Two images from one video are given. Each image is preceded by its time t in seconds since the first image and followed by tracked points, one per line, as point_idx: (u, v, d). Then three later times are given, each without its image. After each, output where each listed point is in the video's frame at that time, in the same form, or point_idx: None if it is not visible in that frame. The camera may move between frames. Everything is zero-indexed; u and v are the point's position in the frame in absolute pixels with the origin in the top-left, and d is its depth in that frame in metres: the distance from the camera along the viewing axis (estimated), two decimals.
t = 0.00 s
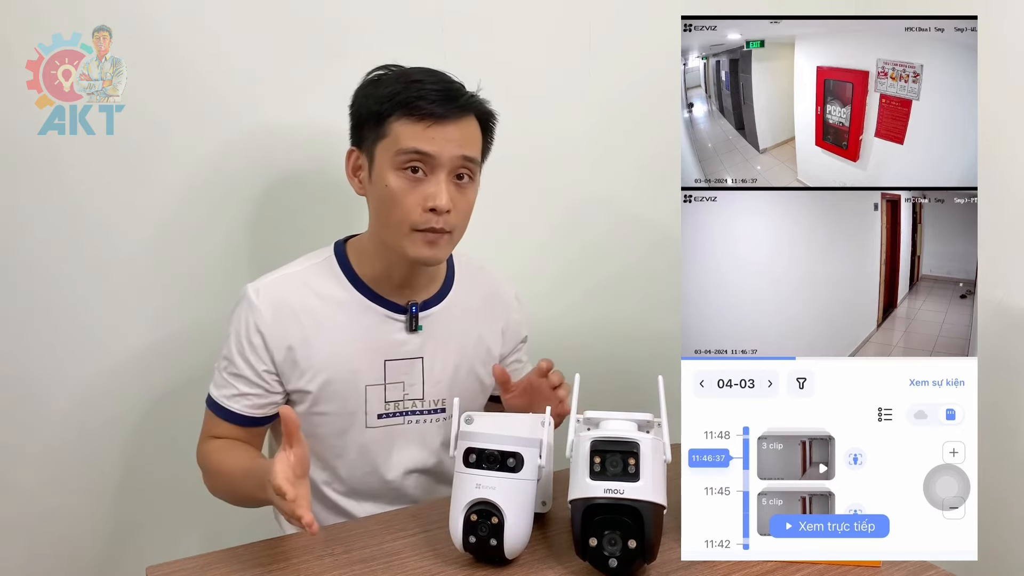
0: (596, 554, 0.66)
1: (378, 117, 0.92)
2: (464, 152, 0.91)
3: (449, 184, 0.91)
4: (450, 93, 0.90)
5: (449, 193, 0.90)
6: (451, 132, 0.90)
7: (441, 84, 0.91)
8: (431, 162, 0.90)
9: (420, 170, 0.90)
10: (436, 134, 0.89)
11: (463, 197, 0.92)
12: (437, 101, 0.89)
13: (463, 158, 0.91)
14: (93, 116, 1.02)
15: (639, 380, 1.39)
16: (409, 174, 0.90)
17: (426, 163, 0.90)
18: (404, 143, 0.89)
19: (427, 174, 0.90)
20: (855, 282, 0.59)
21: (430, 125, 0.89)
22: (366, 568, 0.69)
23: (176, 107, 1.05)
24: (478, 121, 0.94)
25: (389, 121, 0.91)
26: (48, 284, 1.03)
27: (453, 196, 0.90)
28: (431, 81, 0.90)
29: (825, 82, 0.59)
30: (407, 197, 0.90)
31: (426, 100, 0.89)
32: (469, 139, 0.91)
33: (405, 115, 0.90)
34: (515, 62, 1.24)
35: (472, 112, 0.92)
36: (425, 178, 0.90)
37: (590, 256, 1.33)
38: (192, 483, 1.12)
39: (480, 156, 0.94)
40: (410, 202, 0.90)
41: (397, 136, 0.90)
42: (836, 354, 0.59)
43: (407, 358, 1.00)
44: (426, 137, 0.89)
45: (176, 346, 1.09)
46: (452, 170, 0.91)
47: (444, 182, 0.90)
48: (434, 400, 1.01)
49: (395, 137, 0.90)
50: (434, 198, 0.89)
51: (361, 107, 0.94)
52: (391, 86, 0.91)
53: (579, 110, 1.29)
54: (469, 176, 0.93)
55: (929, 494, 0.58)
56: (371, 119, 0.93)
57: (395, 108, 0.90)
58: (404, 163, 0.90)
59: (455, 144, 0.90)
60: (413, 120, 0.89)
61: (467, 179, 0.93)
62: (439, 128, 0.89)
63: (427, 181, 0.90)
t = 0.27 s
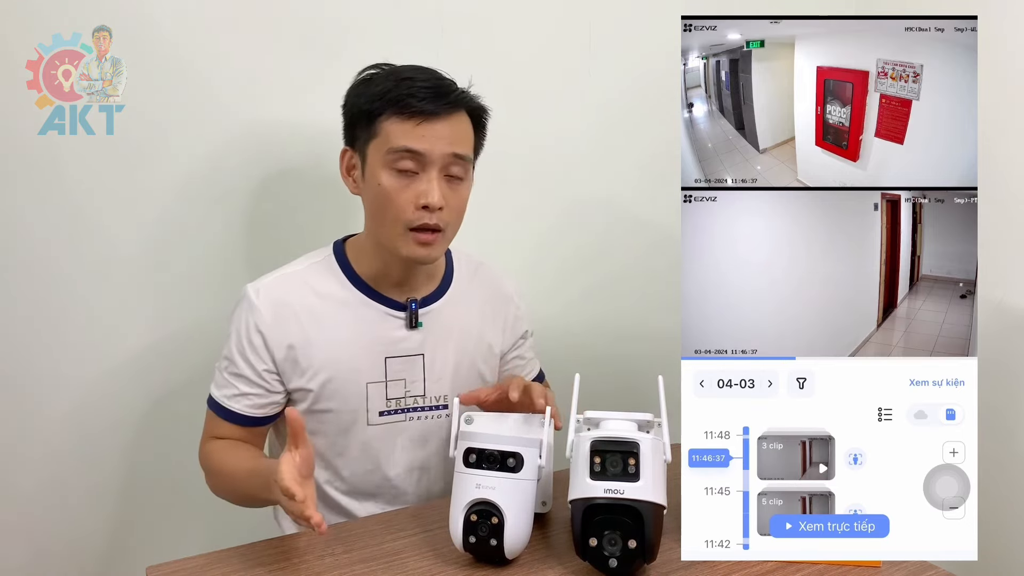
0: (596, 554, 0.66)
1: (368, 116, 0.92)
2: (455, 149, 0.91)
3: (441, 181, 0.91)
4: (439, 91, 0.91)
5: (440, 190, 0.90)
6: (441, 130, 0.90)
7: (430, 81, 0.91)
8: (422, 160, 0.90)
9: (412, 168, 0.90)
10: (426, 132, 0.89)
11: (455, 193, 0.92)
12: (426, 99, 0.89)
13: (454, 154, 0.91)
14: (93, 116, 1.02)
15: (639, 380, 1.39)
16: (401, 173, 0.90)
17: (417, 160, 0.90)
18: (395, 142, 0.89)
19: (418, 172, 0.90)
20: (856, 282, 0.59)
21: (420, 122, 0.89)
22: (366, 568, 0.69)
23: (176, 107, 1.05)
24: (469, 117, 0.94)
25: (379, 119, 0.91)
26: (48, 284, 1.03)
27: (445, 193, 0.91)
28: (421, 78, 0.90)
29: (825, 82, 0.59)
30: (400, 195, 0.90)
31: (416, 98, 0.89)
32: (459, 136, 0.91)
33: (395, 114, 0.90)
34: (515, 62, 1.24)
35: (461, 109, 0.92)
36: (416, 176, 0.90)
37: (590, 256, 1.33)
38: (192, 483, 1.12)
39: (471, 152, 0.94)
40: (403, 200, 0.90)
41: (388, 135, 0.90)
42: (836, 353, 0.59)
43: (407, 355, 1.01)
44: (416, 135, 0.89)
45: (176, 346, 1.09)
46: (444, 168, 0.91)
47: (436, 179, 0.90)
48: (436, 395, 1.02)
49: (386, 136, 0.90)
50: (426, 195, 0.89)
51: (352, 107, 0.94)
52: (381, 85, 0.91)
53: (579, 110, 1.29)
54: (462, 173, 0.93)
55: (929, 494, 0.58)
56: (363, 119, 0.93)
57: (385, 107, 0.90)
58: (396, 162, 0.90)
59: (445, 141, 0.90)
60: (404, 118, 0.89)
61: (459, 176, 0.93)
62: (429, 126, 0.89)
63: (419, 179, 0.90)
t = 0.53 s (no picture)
0: (596, 554, 0.66)
1: (351, 131, 0.88)
2: (439, 167, 0.87)
3: (426, 198, 0.88)
4: (422, 106, 0.86)
5: (426, 208, 0.88)
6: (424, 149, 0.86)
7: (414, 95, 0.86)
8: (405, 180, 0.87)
9: (396, 189, 0.87)
10: (408, 152, 0.86)
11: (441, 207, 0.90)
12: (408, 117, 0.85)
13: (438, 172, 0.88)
14: (93, 116, 1.02)
15: (639, 380, 1.39)
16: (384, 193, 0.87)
17: (400, 181, 0.86)
18: (378, 162, 0.86)
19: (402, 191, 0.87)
20: (855, 282, 0.59)
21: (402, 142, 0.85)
22: (366, 568, 0.69)
23: (176, 107, 1.05)
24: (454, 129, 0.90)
25: (361, 137, 0.87)
26: (48, 284, 1.03)
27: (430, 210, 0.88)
28: (403, 92, 0.86)
29: (825, 82, 0.59)
30: (385, 214, 0.88)
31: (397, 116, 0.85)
32: (444, 151, 0.88)
33: (377, 133, 0.86)
34: (515, 62, 1.24)
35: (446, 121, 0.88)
36: (401, 195, 0.87)
37: (590, 256, 1.33)
38: (192, 482, 1.12)
39: (458, 162, 0.91)
40: (388, 220, 0.88)
41: (370, 154, 0.87)
42: (836, 353, 0.59)
43: (406, 353, 1.01)
44: (398, 156, 0.86)
45: (176, 347, 1.09)
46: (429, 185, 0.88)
47: (421, 198, 0.87)
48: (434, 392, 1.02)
49: (367, 156, 0.87)
50: (411, 216, 0.87)
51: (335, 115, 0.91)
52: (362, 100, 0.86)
53: (579, 110, 1.29)
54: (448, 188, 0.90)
55: (929, 493, 0.58)
56: (345, 132, 0.89)
57: (365, 124, 0.86)
58: (379, 183, 0.87)
59: (429, 159, 0.86)
60: (385, 138, 0.86)
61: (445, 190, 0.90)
62: (412, 146, 0.86)
63: (403, 199, 0.87)
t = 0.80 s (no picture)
0: (596, 554, 0.66)
1: (308, 147, 0.86)
2: (400, 174, 0.85)
3: (393, 207, 0.87)
4: (376, 114, 0.84)
5: (393, 217, 0.86)
6: (382, 158, 0.84)
7: (366, 102, 0.84)
8: (367, 193, 0.85)
9: (360, 202, 0.85)
10: (366, 164, 0.83)
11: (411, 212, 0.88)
12: (361, 127, 0.83)
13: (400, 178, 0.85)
14: (93, 116, 1.02)
15: (639, 380, 1.39)
16: (350, 207, 0.86)
17: (362, 194, 0.85)
18: (338, 178, 0.84)
19: (367, 203, 0.86)
20: (856, 282, 0.59)
21: (358, 155, 0.83)
22: (366, 568, 0.69)
23: (176, 107, 1.05)
24: (412, 130, 0.87)
25: (318, 153, 0.85)
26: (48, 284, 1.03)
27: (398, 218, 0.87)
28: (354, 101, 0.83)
29: (825, 82, 0.59)
30: (354, 227, 0.87)
31: (349, 129, 0.83)
32: (404, 156, 0.85)
33: (333, 149, 0.84)
34: (515, 62, 1.24)
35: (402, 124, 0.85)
36: (366, 208, 0.86)
37: (590, 256, 1.33)
38: (192, 482, 1.12)
39: (421, 163, 0.88)
40: (358, 233, 0.87)
41: (330, 170, 0.85)
42: (836, 354, 0.59)
43: (399, 354, 1.01)
44: (357, 170, 0.84)
45: (176, 347, 1.09)
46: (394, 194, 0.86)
47: (387, 207, 0.86)
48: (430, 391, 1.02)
49: (328, 172, 0.85)
50: (379, 227, 0.85)
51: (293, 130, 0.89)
52: (316, 116, 0.84)
53: (579, 109, 1.29)
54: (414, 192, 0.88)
55: (929, 493, 0.58)
56: (304, 147, 0.87)
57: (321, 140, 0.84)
58: (342, 198, 0.85)
59: (388, 168, 0.84)
60: (341, 153, 0.83)
61: (411, 194, 0.88)
62: (369, 158, 0.83)
63: (369, 210, 0.86)
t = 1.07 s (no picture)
0: (596, 554, 0.66)
1: (279, 167, 0.86)
2: (370, 183, 0.84)
3: (369, 216, 0.86)
4: (340, 124, 0.82)
5: (371, 226, 0.86)
6: (350, 170, 0.83)
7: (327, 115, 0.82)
8: (341, 206, 0.85)
9: (336, 216, 0.85)
10: (334, 179, 0.83)
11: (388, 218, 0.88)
12: (325, 141, 0.82)
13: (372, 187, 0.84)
14: (93, 116, 1.02)
15: (639, 380, 1.39)
16: (328, 221, 0.86)
17: (337, 208, 0.84)
18: (312, 196, 0.84)
19: (343, 216, 0.85)
20: (855, 282, 0.59)
21: (325, 170, 0.82)
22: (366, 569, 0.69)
23: (176, 107, 1.05)
24: (374, 135, 0.85)
25: (289, 172, 0.85)
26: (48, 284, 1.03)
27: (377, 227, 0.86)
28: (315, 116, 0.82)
29: (825, 82, 0.59)
30: (336, 241, 0.87)
31: (312, 146, 0.82)
32: (372, 163, 0.84)
33: (302, 168, 0.83)
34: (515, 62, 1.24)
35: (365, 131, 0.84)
36: (343, 221, 0.85)
37: (590, 256, 1.33)
38: (193, 481, 1.12)
39: (391, 166, 0.87)
40: (340, 246, 0.87)
41: (302, 189, 0.85)
42: (836, 354, 0.59)
43: (393, 355, 1.00)
44: (327, 186, 0.83)
45: (176, 347, 1.09)
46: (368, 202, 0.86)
47: (363, 217, 0.85)
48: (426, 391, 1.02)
49: (300, 190, 0.85)
50: (358, 238, 0.85)
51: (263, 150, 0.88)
52: (282, 134, 0.83)
53: (579, 109, 1.29)
54: (389, 197, 0.87)
55: (929, 493, 0.58)
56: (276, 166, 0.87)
57: (290, 160, 0.83)
58: (318, 214, 0.85)
59: (357, 180, 0.83)
60: (310, 171, 0.83)
61: (386, 200, 0.87)
62: (337, 173, 0.83)
63: (346, 222, 0.86)
